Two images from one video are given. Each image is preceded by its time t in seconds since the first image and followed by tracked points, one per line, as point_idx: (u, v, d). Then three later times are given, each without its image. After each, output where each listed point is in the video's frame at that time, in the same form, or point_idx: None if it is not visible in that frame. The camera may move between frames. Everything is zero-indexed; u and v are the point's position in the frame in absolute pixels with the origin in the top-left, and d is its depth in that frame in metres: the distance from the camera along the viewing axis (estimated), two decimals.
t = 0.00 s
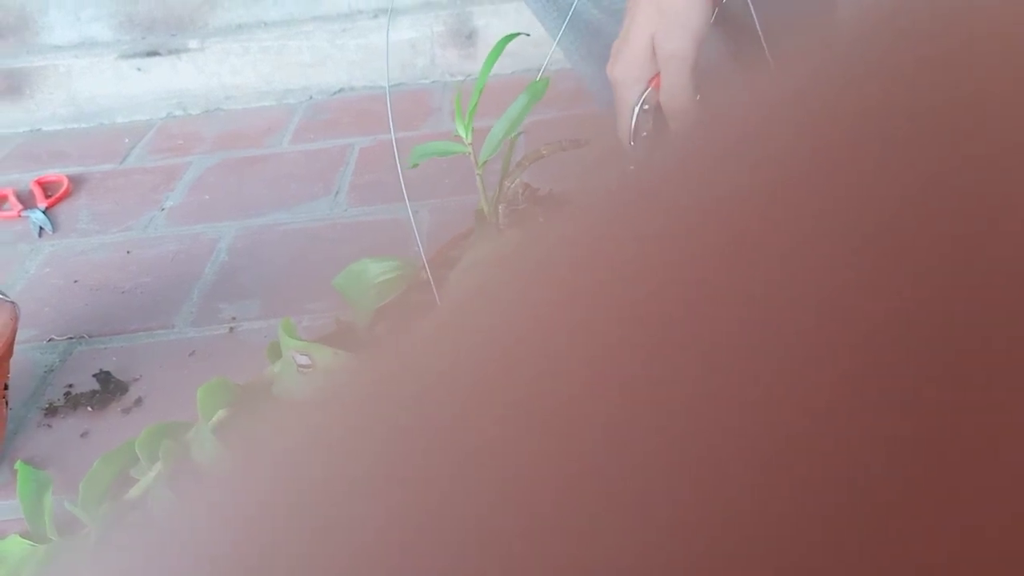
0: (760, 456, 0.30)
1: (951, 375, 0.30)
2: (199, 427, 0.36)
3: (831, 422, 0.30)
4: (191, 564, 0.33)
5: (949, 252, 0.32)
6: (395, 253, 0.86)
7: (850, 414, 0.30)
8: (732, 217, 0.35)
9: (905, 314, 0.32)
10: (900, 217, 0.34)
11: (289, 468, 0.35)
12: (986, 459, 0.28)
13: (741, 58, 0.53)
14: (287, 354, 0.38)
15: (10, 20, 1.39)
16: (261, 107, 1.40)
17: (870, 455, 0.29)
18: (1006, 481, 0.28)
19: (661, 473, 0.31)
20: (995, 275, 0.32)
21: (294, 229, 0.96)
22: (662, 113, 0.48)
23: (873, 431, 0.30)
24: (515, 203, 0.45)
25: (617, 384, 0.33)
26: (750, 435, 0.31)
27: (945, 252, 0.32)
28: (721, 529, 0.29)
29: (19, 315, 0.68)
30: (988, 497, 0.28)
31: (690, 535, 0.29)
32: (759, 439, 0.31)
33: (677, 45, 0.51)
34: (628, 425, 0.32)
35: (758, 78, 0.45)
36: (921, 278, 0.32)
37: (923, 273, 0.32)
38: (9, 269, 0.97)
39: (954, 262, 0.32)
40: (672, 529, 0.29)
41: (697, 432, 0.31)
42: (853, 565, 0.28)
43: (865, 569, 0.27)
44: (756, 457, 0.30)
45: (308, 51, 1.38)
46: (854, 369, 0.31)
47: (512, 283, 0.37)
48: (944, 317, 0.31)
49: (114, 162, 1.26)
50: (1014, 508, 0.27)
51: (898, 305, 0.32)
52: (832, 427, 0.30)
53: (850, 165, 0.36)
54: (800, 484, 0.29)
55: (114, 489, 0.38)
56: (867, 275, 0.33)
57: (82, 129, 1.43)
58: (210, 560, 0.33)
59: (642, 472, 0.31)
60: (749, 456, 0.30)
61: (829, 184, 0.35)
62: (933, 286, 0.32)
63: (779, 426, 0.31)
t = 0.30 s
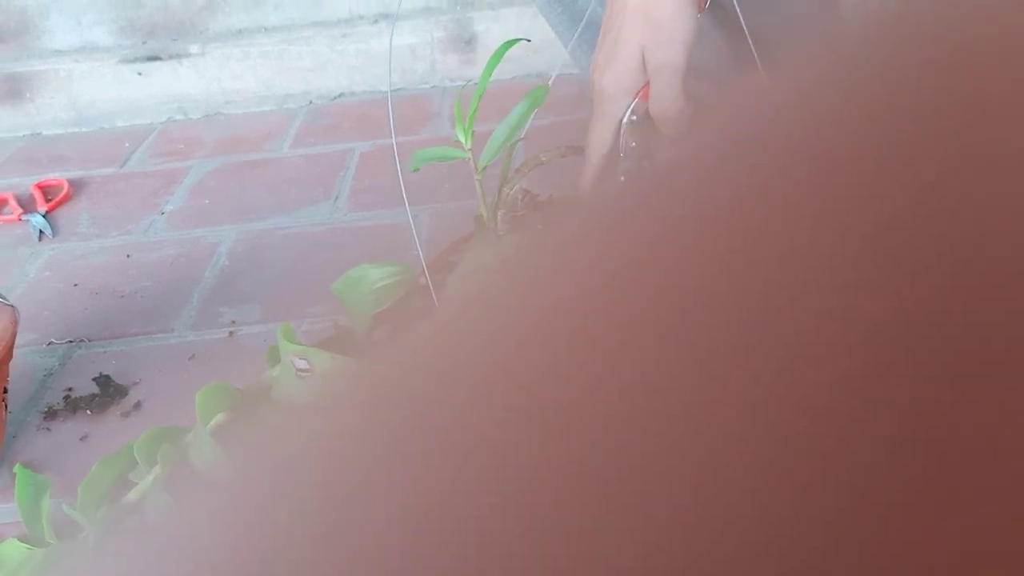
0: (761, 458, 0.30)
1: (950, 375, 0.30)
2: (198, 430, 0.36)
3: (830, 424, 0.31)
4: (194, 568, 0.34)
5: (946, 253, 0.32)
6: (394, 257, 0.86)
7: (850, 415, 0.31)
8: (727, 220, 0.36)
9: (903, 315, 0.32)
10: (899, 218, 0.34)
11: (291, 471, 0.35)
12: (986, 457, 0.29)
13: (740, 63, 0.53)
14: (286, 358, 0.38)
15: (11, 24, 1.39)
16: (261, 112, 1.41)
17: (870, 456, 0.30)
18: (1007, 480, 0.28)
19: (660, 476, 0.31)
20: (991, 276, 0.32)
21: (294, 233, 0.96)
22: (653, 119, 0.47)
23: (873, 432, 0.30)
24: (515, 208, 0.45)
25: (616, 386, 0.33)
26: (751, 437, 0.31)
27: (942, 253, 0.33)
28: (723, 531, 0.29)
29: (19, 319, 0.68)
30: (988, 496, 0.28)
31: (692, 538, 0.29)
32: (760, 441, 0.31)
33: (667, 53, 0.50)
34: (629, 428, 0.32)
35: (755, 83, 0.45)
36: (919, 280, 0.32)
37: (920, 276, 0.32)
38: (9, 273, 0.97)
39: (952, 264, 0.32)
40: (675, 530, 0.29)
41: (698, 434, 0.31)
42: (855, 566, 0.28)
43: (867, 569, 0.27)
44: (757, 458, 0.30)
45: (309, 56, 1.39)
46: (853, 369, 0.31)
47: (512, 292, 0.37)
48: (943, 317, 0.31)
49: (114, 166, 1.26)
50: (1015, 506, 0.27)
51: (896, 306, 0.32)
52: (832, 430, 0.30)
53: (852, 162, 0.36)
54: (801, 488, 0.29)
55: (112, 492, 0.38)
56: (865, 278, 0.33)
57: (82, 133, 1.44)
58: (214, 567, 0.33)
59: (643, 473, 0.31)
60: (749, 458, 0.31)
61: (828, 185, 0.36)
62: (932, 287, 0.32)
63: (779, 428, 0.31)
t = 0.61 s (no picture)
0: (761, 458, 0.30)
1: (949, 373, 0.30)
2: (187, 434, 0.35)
3: (829, 424, 0.31)
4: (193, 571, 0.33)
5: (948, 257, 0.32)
6: (389, 260, 0.86)
7: (850, 414, 0.31)
8: (727, 220, 0.36)
9: (900, 314, 0.32)
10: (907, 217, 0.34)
11: (291, 471, 0.35)
12: (987, 456, 0.28)
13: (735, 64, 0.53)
14: (276, 363, 0.37)
15: (6, 25, 1.38)
16: (256, 114, 1.41)
17: (870, 457, 0.30)
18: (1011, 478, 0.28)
19: (660, 476, 0.31)
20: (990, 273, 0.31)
21: (289, 235, 0.96)
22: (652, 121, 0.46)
23: (873, 431, 0.30)
24: (508, 212, 0.45)
25: (615, 386, 0.33)
26: (750, 438, 0.31)
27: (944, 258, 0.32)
28: (725, 533, 0.29)
29: (12, 320, 0.68)
30: (990, 494, 0.28)
31: (694, 539, 0.29)
32: (761, 441, 0.31)
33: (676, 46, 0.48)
34: (628, 430, 0.32)
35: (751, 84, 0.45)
36: (920, 279, 0.32)
37: (921, 273, 0.32)
38: (3, 274, 0.96)
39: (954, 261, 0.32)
40: (676, 530, 0.30)
41: (696, 434, 0.31)
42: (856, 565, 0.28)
43: (867, 568, 0.28)
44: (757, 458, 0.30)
45: (304, 58, 1.38)
46: (851, 369, 0.31)
47: (509, 298, 0.38)
48: (942, 314, 0.31)
49: (109, 167, 1.26)
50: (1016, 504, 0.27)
51: (894, 304, 0.32)
52: (831, 430, 0.30)
53: (856, 165, 0.35)
54: (800, 489, 0.29)
55: (104, 495, 0.37)
56: (863, 278, 0.33)
57: (77, 135, 1.43)
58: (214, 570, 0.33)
59: (642, 474, 0.31)
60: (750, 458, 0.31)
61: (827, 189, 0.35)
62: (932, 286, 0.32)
63: (778, 429, 0.31)
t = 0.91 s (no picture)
0: (760, 457, 0.31)
1: (946, 375, 0.30)
2: (193, 437, 0.36)
3: (829, 423, 0.31)
4: (193, 569, 0.34)
5: (947, 253, 0.33)
6: (392, 263, 0.87)
7: (849, 414, 0.31)
8: (727, 220, 0.36)
9: (897, 316, 0.32)
10: (906, 219, 0.34)
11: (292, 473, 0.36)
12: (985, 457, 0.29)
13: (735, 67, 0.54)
14: (281, 366, 0.39)
15: (11, 30, 1.39)
16: (260, 118, 1.41)
17: (870, 457, 0.30)
18: (1009, 479, 0.28)
19: (659, 475, 0.31)
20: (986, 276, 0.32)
21: (293, 238, 0.97)
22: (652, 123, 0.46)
23: (872, 431, 0.30)
24: (509, 216, 0.45)
25: (610, 386, 0.33)
26: (750, 437, 0.31)
27: (942, 252, 0.33)
28: (725, 532, 0.29)
29: (17, 324, 0.68)
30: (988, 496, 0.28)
31: (693, 539, 0.29)
32: (761, 440, 0.31)
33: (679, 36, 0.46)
34: (627, 430, 0.32)
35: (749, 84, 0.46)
36: (916, 280, 0.33)
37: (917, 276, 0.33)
38: (8, 278, 0.97)
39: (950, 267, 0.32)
40: (674, 531, 0.30)
41: (695, 433, 0.32)
42: (856, 565, 0.28)
43: (868, 568, 0.28)
44: (756, 458, 0.31)
45: (307, 62, 1.39)
46: (850, 369, 0.32)
47: (507, 295, 0.38)
48: (937, 316, 0.32)
49: (113, 171, 1.26)
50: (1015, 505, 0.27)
51: (890, 306, 0.33)
52: (831, 430, 0.30)
53: (858, 162, 0.35)
54: (799, 488, 0.30)
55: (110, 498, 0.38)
56: (859, 281, 0.33)
57: (81, 139, 1.44)
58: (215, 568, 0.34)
59: (641, 474, 0.31)
60: (750, 458, 0.31)
61: (827, 191, 0.35)
62: (926, 289, 0.32)
63: (777, 428, 0.31)
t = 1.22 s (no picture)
0: (760, 457, 0.31)
1: (945, 375, 0.30)
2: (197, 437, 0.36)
3: (830, 423, 0.31)
4: (197, 567, 0.34)
5: (946, 252, 0.33)
6: (395, 263, 0.87)
7: (849, 413, 0.31)
8: (728, 219, 0.35)
9: (898, 317, 0.32)
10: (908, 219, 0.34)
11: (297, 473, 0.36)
12: (985, 457, 0.29)
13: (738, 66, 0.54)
14: (284, 366, 0.39)
15: (16, 31, 1.39)
16: (264, 119, 1.42)
17: (870, 457, 0.30)
18: (1008, 478, 0.28)
19: (660, 476, 0.31)
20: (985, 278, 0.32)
21: (297, 239, 0.97)
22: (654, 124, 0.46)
23: (872, 430, 0.30)
24: (513, 217, 0.44)
25: (610, 387, 0.34)
26: (750, 438, 0.31)
27: (942, 252, 0.33)
28: (724, 532, 0.29)
29: (23, 325, 0.69)
30: (988, 496, 0.28)
31: (692, 539, 0.29)
32: (762, 440, 0.31)
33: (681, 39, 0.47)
34: (628, 431, 0.32)
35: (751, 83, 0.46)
36: (918, 281, 0.33)
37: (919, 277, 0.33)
38: (13, 278, 0.97)
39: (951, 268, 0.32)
40: (674, 531, 0.30)
41: (695, 434, 0.32)
42: (856, 565, 0.28)
43: (867, 568, 0.28)
44: (756, 458, 0.31)
45: (312, 63, 1.39)
46: (850, 369, 0.32)
47: (511, 295, 0.38)
48: (937, 317, 0.32)
49: (117, 172, 1.27)
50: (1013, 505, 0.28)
51: (891, 306, 0.33)
52: (830, 430, 0.31)
53: (858, 162, 0.35)
54: (800, 488, 0.30)
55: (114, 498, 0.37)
56: (862, 280, 0.33)
57: (86, 140, 1.45)
58: (219, 568, 0.34)
59: (642, 474, 0.31)
60: (750, 458, 0.31)
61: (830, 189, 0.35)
62: (927, 289, 0.32)
63: (777, 428, 0.31)
